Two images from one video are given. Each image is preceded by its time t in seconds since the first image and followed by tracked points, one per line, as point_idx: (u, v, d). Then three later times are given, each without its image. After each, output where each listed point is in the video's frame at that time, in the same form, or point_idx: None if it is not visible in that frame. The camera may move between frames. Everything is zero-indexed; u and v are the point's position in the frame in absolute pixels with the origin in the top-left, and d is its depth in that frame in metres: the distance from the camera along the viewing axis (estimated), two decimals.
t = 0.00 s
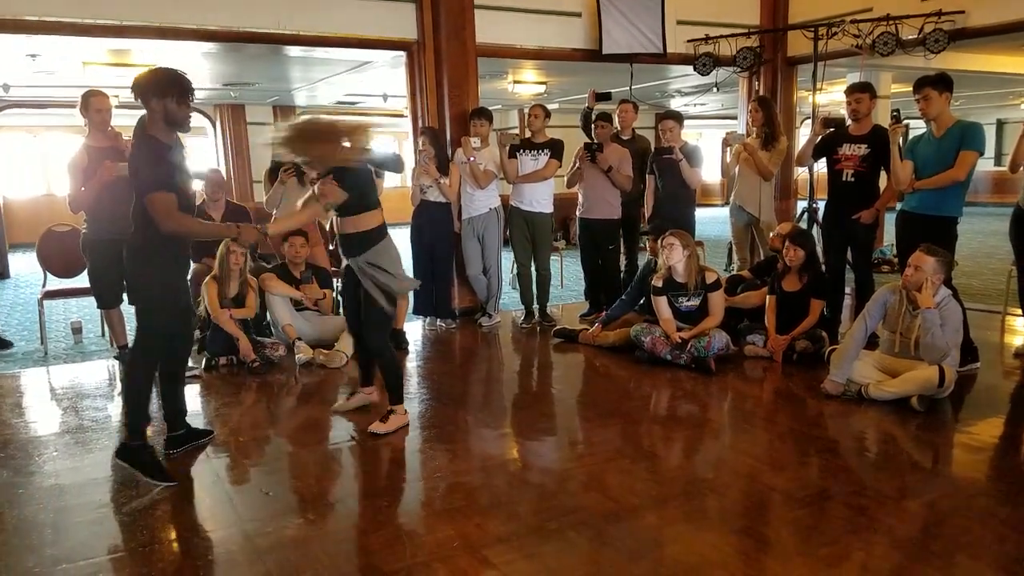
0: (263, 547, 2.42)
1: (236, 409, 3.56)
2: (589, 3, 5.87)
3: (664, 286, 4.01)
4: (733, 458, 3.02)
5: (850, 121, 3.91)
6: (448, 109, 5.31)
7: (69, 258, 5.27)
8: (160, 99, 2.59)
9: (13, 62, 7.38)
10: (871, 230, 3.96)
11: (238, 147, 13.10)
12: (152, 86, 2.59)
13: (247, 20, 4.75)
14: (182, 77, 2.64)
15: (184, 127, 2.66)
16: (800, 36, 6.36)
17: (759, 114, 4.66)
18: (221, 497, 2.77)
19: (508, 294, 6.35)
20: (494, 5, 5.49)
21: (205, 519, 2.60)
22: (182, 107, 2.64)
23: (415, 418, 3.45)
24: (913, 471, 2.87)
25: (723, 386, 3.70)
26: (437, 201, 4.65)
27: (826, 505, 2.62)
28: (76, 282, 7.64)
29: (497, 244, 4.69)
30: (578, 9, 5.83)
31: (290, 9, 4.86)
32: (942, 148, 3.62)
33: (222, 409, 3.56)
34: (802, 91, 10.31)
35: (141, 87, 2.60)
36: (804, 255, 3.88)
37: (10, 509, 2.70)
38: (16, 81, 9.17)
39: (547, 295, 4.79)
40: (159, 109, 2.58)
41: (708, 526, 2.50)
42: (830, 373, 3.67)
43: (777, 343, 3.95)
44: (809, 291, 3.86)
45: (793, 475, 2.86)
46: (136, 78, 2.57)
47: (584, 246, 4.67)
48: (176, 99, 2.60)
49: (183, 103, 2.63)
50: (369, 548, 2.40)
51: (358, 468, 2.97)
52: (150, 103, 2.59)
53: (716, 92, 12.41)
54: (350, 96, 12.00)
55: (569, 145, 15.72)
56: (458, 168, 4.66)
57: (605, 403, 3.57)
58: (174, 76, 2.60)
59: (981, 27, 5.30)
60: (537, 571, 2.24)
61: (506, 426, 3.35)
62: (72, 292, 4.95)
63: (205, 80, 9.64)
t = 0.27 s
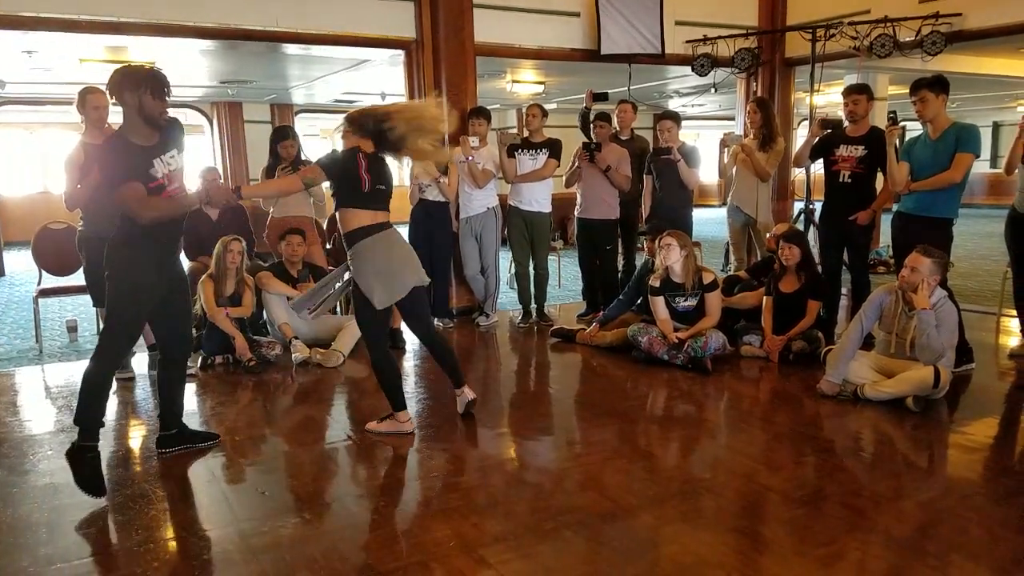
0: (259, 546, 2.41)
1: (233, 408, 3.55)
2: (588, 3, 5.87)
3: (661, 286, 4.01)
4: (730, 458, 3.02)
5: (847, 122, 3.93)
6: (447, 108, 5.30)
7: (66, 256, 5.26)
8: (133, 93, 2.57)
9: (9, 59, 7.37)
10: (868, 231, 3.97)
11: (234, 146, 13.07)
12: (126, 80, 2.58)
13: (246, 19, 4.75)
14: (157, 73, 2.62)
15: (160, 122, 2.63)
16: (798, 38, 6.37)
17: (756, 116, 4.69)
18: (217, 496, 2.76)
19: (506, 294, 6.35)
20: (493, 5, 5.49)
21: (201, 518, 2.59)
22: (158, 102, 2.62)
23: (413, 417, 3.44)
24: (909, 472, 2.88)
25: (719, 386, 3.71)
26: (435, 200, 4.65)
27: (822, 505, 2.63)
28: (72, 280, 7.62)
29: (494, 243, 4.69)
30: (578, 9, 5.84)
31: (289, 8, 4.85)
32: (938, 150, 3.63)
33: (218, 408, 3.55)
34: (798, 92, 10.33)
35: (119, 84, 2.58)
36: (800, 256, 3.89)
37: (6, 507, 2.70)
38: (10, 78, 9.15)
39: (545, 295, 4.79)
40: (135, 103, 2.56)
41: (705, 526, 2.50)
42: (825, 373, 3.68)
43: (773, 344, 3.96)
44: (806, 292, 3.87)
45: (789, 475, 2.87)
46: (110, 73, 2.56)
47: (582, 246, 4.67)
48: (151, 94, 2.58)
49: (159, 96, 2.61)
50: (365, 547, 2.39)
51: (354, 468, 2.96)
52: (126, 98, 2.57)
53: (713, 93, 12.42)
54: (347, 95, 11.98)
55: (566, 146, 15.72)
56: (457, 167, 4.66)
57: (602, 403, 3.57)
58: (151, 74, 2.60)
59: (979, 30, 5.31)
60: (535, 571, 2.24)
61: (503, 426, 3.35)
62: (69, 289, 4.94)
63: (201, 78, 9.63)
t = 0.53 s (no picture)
0: (255, 546, 2.41)
1: (229, 408, 3.55)
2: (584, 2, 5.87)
3: (657, 285, 4.01)
4: (726, 457, 3.02)
5: (842, 121, 3.93)
6: (443, 107, 5.30)
7: (61, 256, 5.25)
8: (115, 89, 2.49)
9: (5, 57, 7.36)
10: (864, 230, 3.98)
11: (229, 144, 13.06)
12: (106, 78, 2.49)
13: (242, 18, 4.74)
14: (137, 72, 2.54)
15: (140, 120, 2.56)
16: (794, 36, 6.38)
17: (753, 114, 4.66)
18: (213, 496, 2.76)
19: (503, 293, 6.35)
20: (490, 4, 5.49)
21: (197, 518, 2.59)
22: (137, 99, 2.54)
23: (410, 417, 3.44)
24: (904, 470, 2.88)
25: (715, 384, 3.71)
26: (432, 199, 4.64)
27: (818, 503, 2.63)
28: (69, 279, 7.61)
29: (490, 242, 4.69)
30: (574, 8, 5.84)
31: (285, 7, 4.85)
32: (933, 149, 3.64)
33: (215, 408, 3.55)
34: (795, 91, 10.34)
35: (97, 81, 2.49)
36: (796, 254, 3.89)
37: (2, 506, 2.70)
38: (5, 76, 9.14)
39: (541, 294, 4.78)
40: (116, 100, 2.49)
41: (702, 525, 2.50)
42: (821, 372, 3.68)
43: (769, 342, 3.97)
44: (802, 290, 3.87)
45: (786, 474, 2.87)
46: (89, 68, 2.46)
47: (578, 244, 4.67)
48: (132, 91, 2.51)
49: (140, 95, 2.54)
50: (361, 547, 2.39)
51: (351, 467, 2.96)
52: (106, 94, 2.48)
53: (709, 92, 12.43)
54: (343, 93, 11.98)
55: (562, 144, 15.73)
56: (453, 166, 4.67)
57: (598, 402, 3.57)
58: (129, 70, 2.51)
59: (974, 28, 5.32)
60: (531, 570, 2.24)
61: (500, 425, 3.35)
62: (65, 289, 4.94)
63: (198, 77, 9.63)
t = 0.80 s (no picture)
0: (256, 547, 2.41)
1: (229, 409, 3.55)
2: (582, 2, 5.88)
3: (657, 285, 4.01)
4: (727, 458, 3.02)
5: (842, 121, 3.93)
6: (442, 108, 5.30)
7: (61, 257, 5.26)
8: (98, 98, 2.45)
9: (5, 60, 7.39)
10: (864, 230, 3.97)
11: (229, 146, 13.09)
12: (91, 87, 2.44)
13: (240, 19, 4.75)
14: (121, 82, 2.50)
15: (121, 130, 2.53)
16: (792, 36, 6.38)
17: (752, 114, 4.66)
18: (214, 497, 2.76)
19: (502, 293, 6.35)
20: (488, 5, 5.50)
21: (197, 519, 2.60)
22: (120, 110, 2.51)
23: (409, 417, 3.44)
24: (906, 471, 2.88)
25: (715, 385, 3.71)
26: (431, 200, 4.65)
27: (819, 504, 2.63)
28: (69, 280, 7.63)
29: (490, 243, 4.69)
30: (572, 8, 5.84)
31: (283, 8, 4.86)
32: (933, 148, 3.63)
33: (215, 409, 3.56)
34: (794, 91, 10.34)
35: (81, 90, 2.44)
36: (796, 254, 3.88)
37: (3, 507, 2.70)
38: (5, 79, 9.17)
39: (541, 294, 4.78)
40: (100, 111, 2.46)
41: (703, 526, 2.50)
42: (822, 372, 3.68)
43: (769, 343, 3.96)
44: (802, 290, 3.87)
45: (786, 475, 2.86)
46: (75, 74, 2.41)
47: (577, 245, 4.66)
48: (116, 101, 2.48)
49: (122, 106, 2.50)
50: (361, 548, 2.39)
51: (350, 468, 2.96)
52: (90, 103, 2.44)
53: (708, 92, 12.43)
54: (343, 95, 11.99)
55: (562, 144, 15.75)
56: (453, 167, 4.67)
57: (599, 403, 3.57)
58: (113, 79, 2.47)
59: (973, 27, 5.32)
60: (531, 571, 2.24)
61: (500, 426, 3.35)
62: (65, 290, 4.95)
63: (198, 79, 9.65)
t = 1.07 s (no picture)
0: (258, 548, 2.42)
1: (233, 410, 3.56)
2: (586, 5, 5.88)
3: (660, 289, 4.00)
4: (731, 463, 3.01)
5: (847, 125, 3.92)
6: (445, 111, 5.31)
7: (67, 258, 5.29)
8: (93, 104, 2.45)
9: (12, 62, 7.44)
10: (868, 235, 3.96)
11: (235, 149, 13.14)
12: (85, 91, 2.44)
13: (245, 22, 4.77)
14: (112, 87, 2.51)
15: (115, 136, 2.53)
16: (797, 40, 6.37)
17: (756, 119, 4.66)
18: (217, 498, 2.77)
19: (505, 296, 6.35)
20: (492, 8, 5.51)
21: (200, 520, 2.60)
22: (114, 115, 2.51)
23: (412, 420, 3.45)
24: (910, 477, 2.86)
25: (719, 389, 3.70)
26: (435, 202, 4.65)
27: (823, 510, 2.62)
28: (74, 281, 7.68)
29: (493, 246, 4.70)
30: (576, 11, 5.85)
31: (287, 11, 4.88)
32: (939, 153, 3.62)
33: (219, 410, 3.57)
34: (799, 95, 10.33)
35: (75, 94, 2.43)
36: (801, 259, 3.87)
37: (8, 507, 2.72)
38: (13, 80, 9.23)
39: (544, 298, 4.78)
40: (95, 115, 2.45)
41: (705, 532, 2.49)
42: (827, 377, 3.66)
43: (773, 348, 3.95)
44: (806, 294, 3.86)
45: (790, 481, 2.85)
46: (71, 78, 2.42)
47: (581, 249, 4.66)
48: (111, 106, 2.48)
49: (115, 111, 2.51)
50: (363, 550, 2.40)
51: (353, 470, 2.96)
52: (85, 108, 2.44)
53: (713, 96, 12.44)
54: (347, 98, 12.03)
55: (566, 148, 15.77)
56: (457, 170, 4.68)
57: (602, 407, 3.56)
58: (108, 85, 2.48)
59: (978, 32, 5.31)
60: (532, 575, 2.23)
61: (502, 429, 3.35)
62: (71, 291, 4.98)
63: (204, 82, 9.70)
